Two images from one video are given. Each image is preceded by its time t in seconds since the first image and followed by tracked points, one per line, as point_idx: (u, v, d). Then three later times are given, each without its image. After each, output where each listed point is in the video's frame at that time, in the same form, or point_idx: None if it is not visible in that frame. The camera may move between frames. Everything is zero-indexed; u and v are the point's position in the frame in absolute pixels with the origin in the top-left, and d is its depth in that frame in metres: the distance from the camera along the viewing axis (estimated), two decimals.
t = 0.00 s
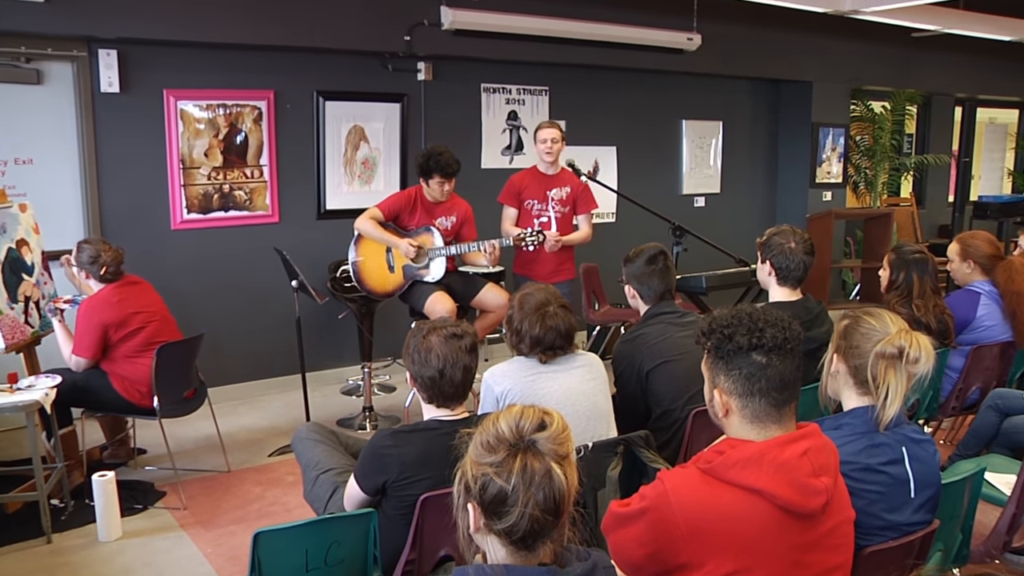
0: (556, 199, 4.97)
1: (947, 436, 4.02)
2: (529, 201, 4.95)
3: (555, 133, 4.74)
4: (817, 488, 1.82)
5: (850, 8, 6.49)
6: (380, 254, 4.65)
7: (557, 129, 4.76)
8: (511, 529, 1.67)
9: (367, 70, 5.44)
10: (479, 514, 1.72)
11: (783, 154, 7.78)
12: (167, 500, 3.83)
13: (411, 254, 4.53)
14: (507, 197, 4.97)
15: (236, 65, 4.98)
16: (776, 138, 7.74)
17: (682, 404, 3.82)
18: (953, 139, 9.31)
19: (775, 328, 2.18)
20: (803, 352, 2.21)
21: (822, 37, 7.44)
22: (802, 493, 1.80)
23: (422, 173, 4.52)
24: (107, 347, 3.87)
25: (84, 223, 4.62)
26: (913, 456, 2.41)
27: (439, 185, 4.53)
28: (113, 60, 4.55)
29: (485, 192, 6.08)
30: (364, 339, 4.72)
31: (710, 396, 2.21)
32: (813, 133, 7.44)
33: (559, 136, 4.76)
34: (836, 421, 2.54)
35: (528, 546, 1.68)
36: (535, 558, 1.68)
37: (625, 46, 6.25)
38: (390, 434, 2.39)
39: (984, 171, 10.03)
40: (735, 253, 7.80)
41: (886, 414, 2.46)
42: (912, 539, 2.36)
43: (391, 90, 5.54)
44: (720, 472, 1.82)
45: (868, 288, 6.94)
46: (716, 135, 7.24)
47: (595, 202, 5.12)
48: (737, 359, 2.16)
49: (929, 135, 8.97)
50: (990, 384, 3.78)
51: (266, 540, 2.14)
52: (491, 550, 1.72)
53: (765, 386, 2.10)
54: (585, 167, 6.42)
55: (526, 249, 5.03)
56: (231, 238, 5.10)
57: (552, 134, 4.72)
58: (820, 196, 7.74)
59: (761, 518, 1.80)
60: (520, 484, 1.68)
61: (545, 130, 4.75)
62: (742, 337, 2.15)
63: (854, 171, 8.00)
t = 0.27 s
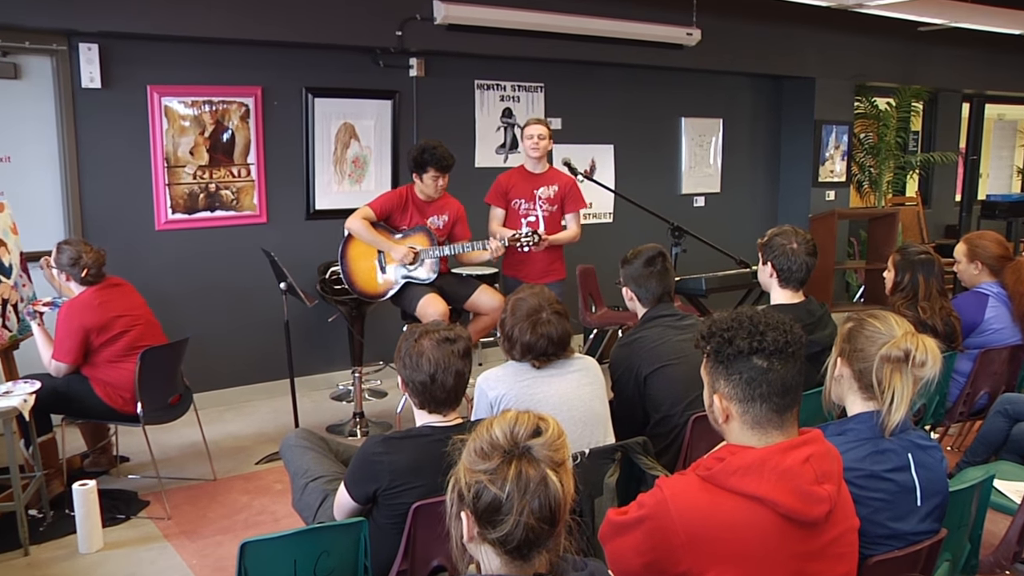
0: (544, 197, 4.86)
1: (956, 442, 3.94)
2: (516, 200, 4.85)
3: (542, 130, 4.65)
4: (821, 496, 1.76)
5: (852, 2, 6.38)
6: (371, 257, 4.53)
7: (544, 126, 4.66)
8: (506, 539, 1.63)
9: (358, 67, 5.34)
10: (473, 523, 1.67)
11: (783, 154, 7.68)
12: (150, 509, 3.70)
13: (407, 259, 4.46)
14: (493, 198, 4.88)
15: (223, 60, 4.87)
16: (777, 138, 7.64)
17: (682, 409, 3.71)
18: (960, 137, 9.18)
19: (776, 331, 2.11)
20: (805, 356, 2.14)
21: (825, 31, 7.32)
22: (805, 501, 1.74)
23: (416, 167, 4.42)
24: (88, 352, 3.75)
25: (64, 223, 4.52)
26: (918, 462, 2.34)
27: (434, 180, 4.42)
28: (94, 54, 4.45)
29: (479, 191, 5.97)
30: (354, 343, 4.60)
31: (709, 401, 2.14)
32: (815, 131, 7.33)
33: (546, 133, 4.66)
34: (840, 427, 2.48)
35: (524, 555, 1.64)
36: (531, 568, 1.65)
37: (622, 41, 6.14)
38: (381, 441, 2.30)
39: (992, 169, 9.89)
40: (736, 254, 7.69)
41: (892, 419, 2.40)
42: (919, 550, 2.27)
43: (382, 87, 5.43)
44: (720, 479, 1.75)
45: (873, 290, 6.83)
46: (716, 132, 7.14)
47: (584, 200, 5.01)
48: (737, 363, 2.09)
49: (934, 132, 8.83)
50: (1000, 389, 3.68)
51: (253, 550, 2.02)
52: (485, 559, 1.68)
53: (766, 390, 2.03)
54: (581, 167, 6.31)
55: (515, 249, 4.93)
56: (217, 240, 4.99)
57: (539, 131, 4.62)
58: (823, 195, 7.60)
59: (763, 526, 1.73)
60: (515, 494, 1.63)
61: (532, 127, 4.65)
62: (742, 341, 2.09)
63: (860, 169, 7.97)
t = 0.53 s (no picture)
0: (535, 196, 4.75)
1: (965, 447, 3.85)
2: (506, 199, 4.74)
3: (532, 127, 4.54)
4: (824, 502, 1.73)
5: None
6: (361, 259, 4.41)
7: (534, 122, 4.56)
8: (501, 548, 1.55)
9: (349, 62, 5.23)
10: (467, 532, 1.59)
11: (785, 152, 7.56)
12: (133, 519, 3.57)
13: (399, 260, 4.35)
14: (483, 198, 4.77)
15: (208, 55, 4.76)
16: (778, 136, 7.52)
17: (681, 413, 3.61)
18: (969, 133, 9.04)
19: (778, 333, 2.09)
20: (807, 359, 2.12)
21: (830, 24, 7.19)
22: (807, 508, 1.71)
23: (411, 158, 4.34)
24: (69, 357, 3.62)
25: (44, 222, 4.42)
26: (925, 468, 2.24)
27: (429, 170, 4.35)
28: (74, 47, 4.34)
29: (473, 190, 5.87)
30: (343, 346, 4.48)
31: (709, 406, 2.12)
32: (819, 127, 7.20)
33: (535, 129, 4.56)
34: (844, 430, 2.38)
35: (520, 565, 1.56)
36: None
37: (619, 35, 6.03)
38: (373, 447, 2.23)
39: (1002, 166, 9.74)
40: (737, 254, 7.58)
41: (897, 424, 2.29)
42: (927, 559, 2.18)
43: (373, 83, 5.32)
44: (720, 485, 1.72)
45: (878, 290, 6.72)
46: (717, 129, 7.03)
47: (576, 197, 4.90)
48: (738, 367, 2.07)
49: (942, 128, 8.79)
50: (1010, 393, 3.58)
51: (238, 559, 1.93)
52: (479, 569, 1.60)
53: (767, 394, 2.01)
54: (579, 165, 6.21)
55: (507, 249, 4.81)
56: (203, 241, 4.89)
57: (529, 129, 4.51)
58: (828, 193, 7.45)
59: (765, 534, 1.70)
60: (510, 501, 1.55)
61: (522, 123, 4.54)
62: (743, 344, 2.07)
63: (863, 167, 7.73)
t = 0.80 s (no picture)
0: (530, 195, 4.65)
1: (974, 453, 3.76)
2: (501, 198, 4.65)
3: (527, 123, 4.44)
4: (829, 510, 1.66)
5: None
6: (352, 261, 4.30)
7: (529, 118, 4.46)
8: (495, 557, 1.55)
9: (339, 58, 5.13)
10: (461, 540, 1.59)
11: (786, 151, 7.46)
12: (116, 529, 3.46)
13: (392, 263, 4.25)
14: (477, 196, 4.68)
15: (193, 50, 4.66)
16: (779, 134, 7.41)
17: (681, 418, 3.50)
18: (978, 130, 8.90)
19: (780, 335, 2.01)
20: (811, 362, 2.04)
21: (833, 19, 7.09)
22: (811, 516, 1.64)
23: (400, 155, 4.23)
24: (49, 361, 3.51)
25: (24, 222, 4.32)
26: (932, 474, 2.17)
27: (419, 168, 4.26)
28: (54, 41, 4.24)
29: (467, 189, 5.76)
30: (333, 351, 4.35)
31: (709, 410, 2.05)
32: (823, 123, 7.09)
33: (531, 125, 4.46)
34: (848, 436, 2.31)
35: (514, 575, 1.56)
36: None
37: (616, 29, 5.93)
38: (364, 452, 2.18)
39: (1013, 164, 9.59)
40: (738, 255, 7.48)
41: (904, 428, 2.22)
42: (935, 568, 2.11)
43: (365, 79, 5.22)
44: (721, 492, 1.66)
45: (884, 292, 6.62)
46: (717, 126, 6.92)
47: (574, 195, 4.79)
48: (739, 370, 2.00)
49: (950, 124, 8.68)
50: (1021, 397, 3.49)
51: (225, 569, 1.84)
52: None
53: (770, 399, 1.94)
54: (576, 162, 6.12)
55: (502, 249, 4.71)
56: (188, 241, 4.79)
57: (524, 124, 4.41)
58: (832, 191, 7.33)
59: (767, 543, 1.64)
60: (505, 509, 1.54)
61: (517, 120, 4.44)
62: (744, 346, 1.99)
63: (869, 164, 7.59)
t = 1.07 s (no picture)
0: (529, 194, 4.54)
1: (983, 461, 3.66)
2: (500, 198, 4.54)
3: (527, 120, 4.34)
4: (833, 518, 1.60)
5: None
6: (341, 264, 4.20)
7: (530, 116, 4.36)
8: (491, 568, 1.45)
9: (330, 53, 5.02)
10: (454, 550, 1.49)
11: (787, 151, 7.37)
12: (98, 539, 3.34)
13: (381, 264, 4.16)
14: (475, 195, 4.58)
15: (179, 45, 4.56)
16: (781, 133, 7.32)
17: (681, 423, 3.40)
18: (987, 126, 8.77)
19: (782, 338, 1.93)
20: (815, 365, 1.96)
21: (836, 13, 7.00)
22: (816, 524, 1.58)
23: (389, 159, 4.13)
24: (28, 365, 3.39)
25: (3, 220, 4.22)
26: (940, 481, 2.11)
27: (409, 173, 4.15)
28: (34, 34, 4.14)
29: (461, 188, 5.66)
30: (324, 355, 4.21)
31: (710, 415, 1.97)
32: (826, 119, 7.01)
33: (531, 122, 4.36)
34: (854, 442, 2.25)
35: None
36: None
37: (614, 23, 5.83)
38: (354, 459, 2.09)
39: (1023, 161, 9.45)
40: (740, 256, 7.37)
41: (910, 435, 2.16)
42: None
43: (356, 75, 5.12)
44: (723, 499, 1.59)
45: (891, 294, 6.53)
46: (718, 123, 6.82)
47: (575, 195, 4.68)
48: (740, 374, 1.92)
49: (959, 121, 8.54)
50: None
51: None
52: None
53: (772, 403, 1.86)
54: (574, 160, 6.02)
55: (500, 251, 4.61)
56: (174, 241, 4.68)
57: (524, 122, 4.31)
58: (837, 190, 7.26)
59: (771, 554, 1.57)
60: (501, 517, 1.45)
61: (517, 117, 4.34)
62: (746, 349, 1.91)
63: (875, 162, 7.56)
